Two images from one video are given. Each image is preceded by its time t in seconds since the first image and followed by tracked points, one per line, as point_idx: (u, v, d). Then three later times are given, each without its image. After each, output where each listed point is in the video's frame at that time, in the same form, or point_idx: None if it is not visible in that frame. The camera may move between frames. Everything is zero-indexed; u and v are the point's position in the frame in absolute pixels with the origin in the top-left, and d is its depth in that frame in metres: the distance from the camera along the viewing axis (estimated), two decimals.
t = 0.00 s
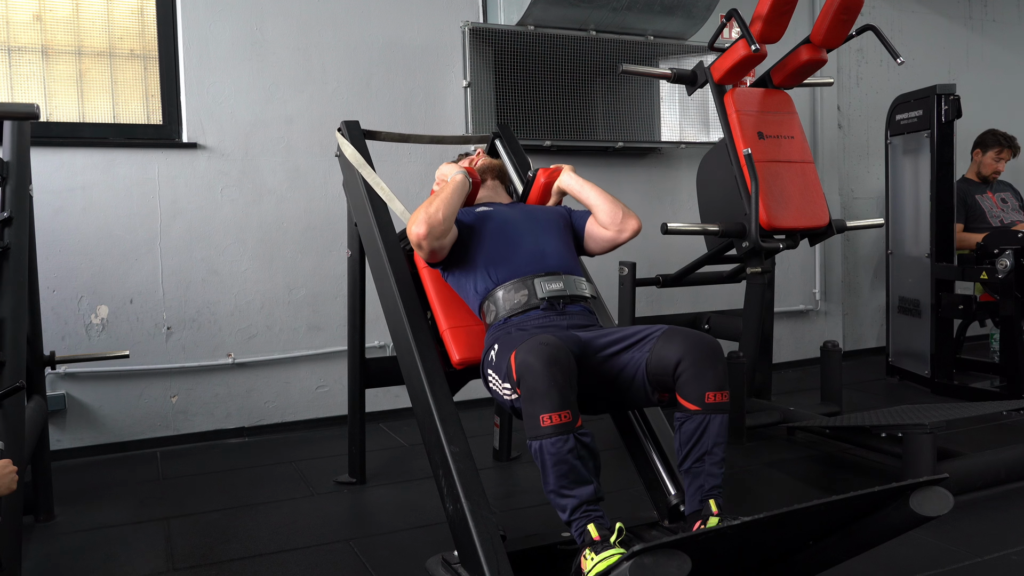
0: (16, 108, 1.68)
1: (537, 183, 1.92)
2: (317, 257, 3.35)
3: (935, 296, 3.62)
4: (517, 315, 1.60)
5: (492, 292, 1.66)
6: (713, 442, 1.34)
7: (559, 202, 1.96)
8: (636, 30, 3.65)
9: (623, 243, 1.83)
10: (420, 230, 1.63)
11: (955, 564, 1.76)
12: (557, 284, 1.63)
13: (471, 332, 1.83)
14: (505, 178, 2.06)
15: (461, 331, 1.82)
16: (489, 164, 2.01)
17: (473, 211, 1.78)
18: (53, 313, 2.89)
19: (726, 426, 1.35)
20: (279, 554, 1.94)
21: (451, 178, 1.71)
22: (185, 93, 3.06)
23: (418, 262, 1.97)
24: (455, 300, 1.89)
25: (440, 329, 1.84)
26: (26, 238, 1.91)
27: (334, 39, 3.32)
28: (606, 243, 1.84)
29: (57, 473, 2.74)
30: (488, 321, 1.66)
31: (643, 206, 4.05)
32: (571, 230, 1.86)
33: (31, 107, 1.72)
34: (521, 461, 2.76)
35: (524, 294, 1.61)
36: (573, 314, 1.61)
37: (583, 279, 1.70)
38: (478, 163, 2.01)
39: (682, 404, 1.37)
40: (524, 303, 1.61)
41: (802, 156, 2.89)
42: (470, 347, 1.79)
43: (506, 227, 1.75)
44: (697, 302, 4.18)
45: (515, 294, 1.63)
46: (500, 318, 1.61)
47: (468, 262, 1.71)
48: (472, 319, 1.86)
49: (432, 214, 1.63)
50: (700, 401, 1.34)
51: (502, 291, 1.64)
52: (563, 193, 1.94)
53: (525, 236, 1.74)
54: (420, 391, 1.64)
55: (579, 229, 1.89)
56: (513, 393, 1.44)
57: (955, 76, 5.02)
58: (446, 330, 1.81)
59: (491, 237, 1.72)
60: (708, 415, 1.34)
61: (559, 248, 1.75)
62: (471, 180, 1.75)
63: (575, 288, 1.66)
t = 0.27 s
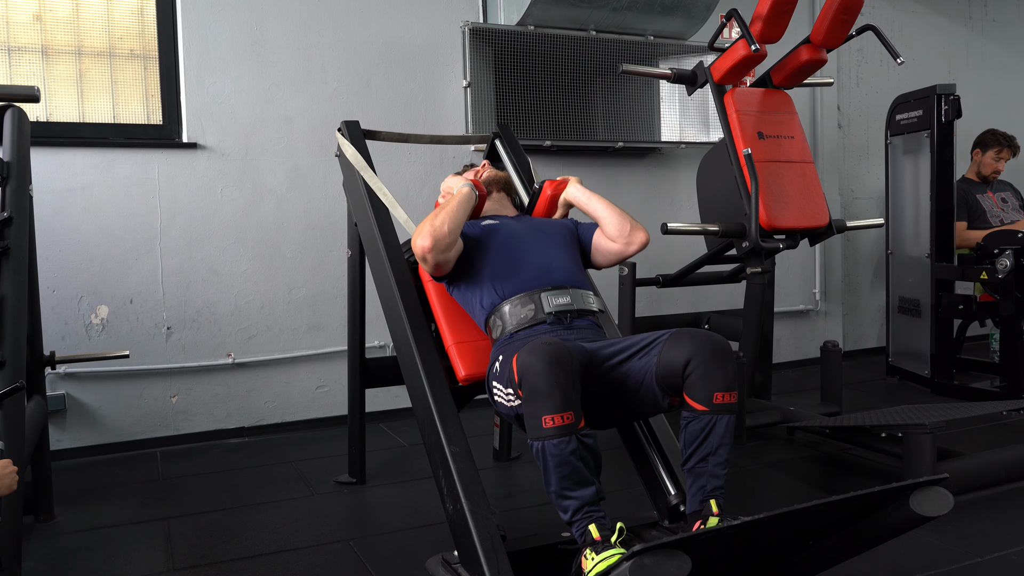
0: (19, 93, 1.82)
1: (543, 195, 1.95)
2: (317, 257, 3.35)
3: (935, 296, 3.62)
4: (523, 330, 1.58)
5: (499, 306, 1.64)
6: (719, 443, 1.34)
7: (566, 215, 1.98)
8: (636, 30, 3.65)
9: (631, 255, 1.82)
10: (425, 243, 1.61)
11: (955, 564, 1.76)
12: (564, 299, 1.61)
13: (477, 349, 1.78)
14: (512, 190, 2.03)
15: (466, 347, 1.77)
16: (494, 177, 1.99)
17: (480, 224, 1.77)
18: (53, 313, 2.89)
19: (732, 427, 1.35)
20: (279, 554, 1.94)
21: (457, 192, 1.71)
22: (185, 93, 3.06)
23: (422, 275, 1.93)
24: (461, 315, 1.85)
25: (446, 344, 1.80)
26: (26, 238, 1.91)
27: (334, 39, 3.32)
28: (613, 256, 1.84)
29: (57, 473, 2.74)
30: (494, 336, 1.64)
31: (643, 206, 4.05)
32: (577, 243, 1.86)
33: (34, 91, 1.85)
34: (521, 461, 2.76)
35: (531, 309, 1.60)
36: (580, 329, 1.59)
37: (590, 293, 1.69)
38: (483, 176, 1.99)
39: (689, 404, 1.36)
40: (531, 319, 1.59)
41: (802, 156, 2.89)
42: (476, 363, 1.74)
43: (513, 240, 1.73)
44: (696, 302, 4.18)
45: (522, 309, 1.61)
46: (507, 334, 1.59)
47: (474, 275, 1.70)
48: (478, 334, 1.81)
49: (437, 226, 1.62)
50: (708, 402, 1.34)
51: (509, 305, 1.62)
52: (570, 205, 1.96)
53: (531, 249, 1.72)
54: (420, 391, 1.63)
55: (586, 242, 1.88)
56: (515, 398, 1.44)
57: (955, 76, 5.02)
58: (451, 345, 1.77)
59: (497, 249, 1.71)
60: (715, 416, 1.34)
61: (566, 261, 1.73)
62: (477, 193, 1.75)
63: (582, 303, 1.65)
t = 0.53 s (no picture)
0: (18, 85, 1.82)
1: (550, 209, 1.87)
2: (317, 257, 3.35)
3: (935, 297, 3.62)
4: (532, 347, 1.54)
5: (506, 322, 1.60)
6: (724, 445, 1.33)
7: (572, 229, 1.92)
8: (636, 30, 3.65)
9: (639, 270, 1.79)
10: (432, 257, 1.58)
11: (955, 564, 1.76)
12: (572, 314, 1.59)
13: (483, 365, 1.78)
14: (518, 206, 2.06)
15: (473, 363, 1.76)
16: (500, 191, 2.01)
17: (487, 239, 1.74)
18: (53, 313, 2.89)
19: (738, 430, 1.34)
20: (279, 554, 1.94)
21: (463, 206, 1.67)
22: (185, 93, 3.06)
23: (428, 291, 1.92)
24: (467, 331, 1.85)
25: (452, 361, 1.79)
26: (26, 238, 1.91)
27: (334, 40, 3.32)
28: (621, 270, 1.80)
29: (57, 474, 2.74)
30: (501, 352, 1.61)
31: (643, 206, 4.05)
32: (585, 258, 1.82)
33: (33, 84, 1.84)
34: (521, 461, 2.76)
35: (539, 324, 1.56)
36: (589, 344, 1.56)
37: (598, 309, 1.66)
38: (491, 190, 2.00)
39: (697, 406, 1.35)
40: (539, 334, 1.55)
41: (802, 156, 2.89)
42: (482, 381, 1.73)
43: (520, 255, 1.70)
44: (697, 302, 4.18)
45: (529, 325, 1.58)
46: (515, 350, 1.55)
47: (482, 291, 1.66)
48: (484, 350, 1.81)
49: (444, 240, 1.59)
50: (716, 404, 1.33)
51: (516, 321, 1.59)
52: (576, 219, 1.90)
53: (539, 264, 1.69)
54: (420, 391, 1.63)
55: (593, 256, 1.85)
56: (513, 407, 1.41)
57: (955, 76, 5.02)
58: (458, 362, 1.76)
59: (505, 265, 1.67)
60: (723, 418, 1.33)
61: (575, 277, 1.70)
62: (485, 208, 1.71)
63: (590, 318, 1.62)
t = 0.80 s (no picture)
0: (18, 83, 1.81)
1: (557, 223, 1.85)
2: (317, 257, 3.35)
3: (935, 296, 3.62)
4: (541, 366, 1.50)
5: (513, 339, 1.57)
6: (728, 448, 1.33)
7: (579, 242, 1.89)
8: (636, 30, 3.65)
9: (649, 284, 1.76)
10: (439, 274, 1.53)
11: (955, 564, 1.76)
12: (580, 331, 1.56)
13: (490, 383, 1.68)
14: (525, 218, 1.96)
15: (480, 382, 1.67)
16: (507, 206, 1.92)
17: (494, 254, 1.67)
18: (53, 313, 2.89)
19: (743, 433, 1.34)
20: (279, 554, 1.94)
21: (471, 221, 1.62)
22: (185, 93, 3.06)
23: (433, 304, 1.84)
24: (473, 347, 1.76)
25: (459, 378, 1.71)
26: (26, 237, 1.91)
27: (334, 40, 3.32)
28: (629, 285, 1.76)
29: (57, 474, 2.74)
30: (508, 370, 1.56)
31: (643, 206, 4.05)
32: (593, 273, 1.77)
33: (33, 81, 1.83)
34: (521, 461, 2.76)
35: (547, 341, 1.53)
36: (599, 360, 1.54)
37: (607, 325, 1.63)
38: (496, 205, 1.92)
39: (704, 409, 1.35)
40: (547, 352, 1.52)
41: (802, 156, 2.89)
42: (490, 399, 1.64)
43: (528, 271, 1.64)
44: (697, 302, 4.18)
45: (537, 342, 1.54)
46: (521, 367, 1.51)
47: (488, 308, 1.61)
48: (491, 368, 1.71)
49: (451, 257, 1.53)
50: (722, 407, 1.32)
51: (524, 338, 1.55)
52: (584, 232, 1.87)
53: (548, 280, 1.64)
54: (420, 391, 1.63)
55: (601, 272, 1.80)
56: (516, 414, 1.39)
57: (955, 76, 5.02)
58: (464, 380, 1.68)
59: (513, 281, 1.62)
60: (728, 421, 1.33)
61: (583, 293, 1.66)
62: (492, 222, 1.66)
63: (599, 335, 1.59)
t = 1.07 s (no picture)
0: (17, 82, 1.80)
1: (565, 238, 1.84)
2: (317, 257, 3.35)
3: (935, 296, 3.62)
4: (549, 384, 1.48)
5: (521, 356, 1.53)
6: (732, 449, 1.33)
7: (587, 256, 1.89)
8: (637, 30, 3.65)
9: (658, 300, 1.75)
10: (445, 291, 1.51)
11: (955, 564, 1.76)
12: (589, 347, 1.56)
13: (497, 401, 1.63)
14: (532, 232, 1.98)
15: (486, 399, 1.62)
16: (513, 218, 1.94)
17: (500, 269, 1.65)
18: (53, 313, 2.89)
19: (747, 435, 1.33)
20: (279, 554, 1.94)
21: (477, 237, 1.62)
22: (185, 93, 3.06)
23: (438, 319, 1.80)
24: (480, 364, 1.71)
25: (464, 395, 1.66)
26: (26, 237, 1.91)
27: (334, 40, 3.32)
28: (639, 300, 1.76)
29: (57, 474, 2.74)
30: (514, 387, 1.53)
31: (643, 206, 4.05)
32: (601, 288, 1.76)
33: (33, 80, 1.83)
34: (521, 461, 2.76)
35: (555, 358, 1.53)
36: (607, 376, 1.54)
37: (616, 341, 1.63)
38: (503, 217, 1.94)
39: (708, 411, 1.34)
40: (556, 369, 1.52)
41: (802, 156, 2.89)
42: (496, 417, 1.59)
43: (536, 287, 1.62)
44: (697, 302, 4.18)
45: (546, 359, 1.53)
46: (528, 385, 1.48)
47: (496, 324, 1.58)
48: (498, 385, 1.66)
49: (458, 273, 1.52)
50: (727, 409, 1.32)
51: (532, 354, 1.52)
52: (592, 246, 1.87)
53: (555, 296, 1.62)
54: (420, 391, 1.63)
55: (609, 287, 1.79)
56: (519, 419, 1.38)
57: (955, 76, 5.02)
58: (470, 397, 1.62)
59: (521, 297, 1.60)
60: (732, 423, 1.33)
61: (591, 309, 1.64)
62: (497, 238, 1.66)
63: (608, 351, 1.59)
